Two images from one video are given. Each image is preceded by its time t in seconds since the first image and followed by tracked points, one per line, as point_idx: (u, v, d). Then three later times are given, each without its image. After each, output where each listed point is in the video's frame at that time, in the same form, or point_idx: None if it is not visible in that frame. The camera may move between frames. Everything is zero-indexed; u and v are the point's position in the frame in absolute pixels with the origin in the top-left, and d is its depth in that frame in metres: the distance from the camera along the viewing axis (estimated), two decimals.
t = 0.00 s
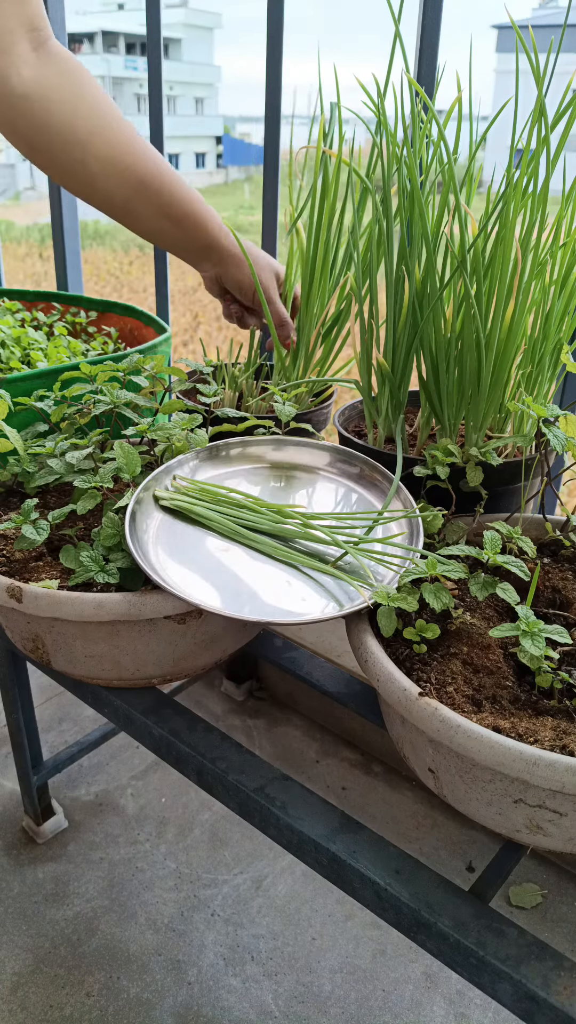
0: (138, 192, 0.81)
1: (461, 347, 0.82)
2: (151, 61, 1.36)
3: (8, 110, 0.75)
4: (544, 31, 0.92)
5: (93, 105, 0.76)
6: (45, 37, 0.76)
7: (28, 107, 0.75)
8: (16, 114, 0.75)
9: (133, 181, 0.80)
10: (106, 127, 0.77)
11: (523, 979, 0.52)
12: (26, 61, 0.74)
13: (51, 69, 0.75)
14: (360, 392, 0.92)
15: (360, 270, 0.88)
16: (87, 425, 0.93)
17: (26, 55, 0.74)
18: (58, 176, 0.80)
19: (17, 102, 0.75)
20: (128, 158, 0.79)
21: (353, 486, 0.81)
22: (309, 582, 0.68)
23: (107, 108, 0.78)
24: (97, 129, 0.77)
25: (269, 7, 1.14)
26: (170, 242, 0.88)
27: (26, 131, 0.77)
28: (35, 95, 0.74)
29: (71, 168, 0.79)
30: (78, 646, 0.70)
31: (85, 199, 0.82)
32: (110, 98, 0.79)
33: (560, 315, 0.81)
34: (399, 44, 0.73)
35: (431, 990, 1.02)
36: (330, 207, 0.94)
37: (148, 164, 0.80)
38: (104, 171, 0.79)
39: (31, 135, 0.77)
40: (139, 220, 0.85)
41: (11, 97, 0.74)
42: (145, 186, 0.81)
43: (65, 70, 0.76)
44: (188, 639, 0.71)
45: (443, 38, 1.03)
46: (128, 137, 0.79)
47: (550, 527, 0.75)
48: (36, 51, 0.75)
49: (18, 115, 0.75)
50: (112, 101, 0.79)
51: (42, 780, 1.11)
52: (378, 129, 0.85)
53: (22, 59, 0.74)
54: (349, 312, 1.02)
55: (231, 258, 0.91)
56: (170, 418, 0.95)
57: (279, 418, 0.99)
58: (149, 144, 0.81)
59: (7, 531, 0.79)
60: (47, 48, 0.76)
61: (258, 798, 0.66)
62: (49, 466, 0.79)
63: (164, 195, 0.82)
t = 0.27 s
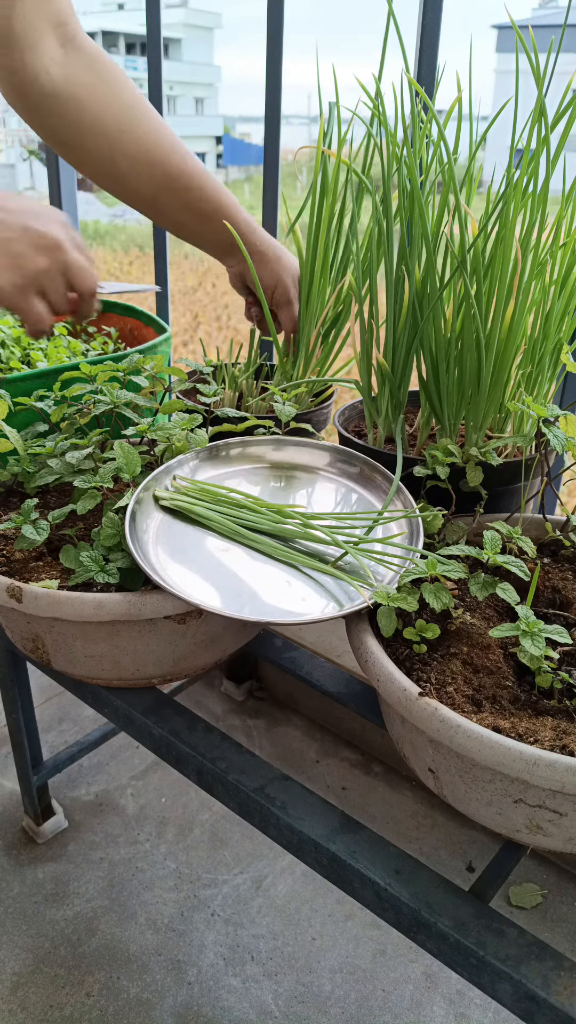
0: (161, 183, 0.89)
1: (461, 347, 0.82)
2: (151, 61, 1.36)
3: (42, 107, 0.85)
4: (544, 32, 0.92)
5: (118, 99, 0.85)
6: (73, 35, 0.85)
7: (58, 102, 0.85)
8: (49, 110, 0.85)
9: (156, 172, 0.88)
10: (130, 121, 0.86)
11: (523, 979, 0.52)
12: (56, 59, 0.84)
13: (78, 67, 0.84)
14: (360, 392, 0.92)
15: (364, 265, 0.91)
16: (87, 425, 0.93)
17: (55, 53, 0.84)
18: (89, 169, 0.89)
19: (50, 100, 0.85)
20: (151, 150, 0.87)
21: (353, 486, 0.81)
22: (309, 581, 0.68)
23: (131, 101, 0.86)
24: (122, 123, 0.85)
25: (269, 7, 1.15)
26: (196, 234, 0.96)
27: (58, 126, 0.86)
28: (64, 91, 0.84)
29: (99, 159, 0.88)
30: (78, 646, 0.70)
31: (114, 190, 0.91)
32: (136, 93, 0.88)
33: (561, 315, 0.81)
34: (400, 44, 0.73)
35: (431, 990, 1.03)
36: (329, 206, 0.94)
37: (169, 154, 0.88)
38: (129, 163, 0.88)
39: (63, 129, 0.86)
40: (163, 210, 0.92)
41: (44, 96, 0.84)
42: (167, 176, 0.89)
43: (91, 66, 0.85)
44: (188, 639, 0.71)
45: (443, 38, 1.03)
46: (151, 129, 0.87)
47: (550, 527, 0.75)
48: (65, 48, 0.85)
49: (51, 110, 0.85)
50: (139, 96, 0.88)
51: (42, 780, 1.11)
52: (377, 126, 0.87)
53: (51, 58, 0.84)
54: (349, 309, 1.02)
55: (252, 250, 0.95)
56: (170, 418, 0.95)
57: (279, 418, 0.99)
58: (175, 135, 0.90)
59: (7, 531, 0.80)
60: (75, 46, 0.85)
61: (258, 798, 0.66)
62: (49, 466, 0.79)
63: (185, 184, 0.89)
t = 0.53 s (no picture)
0: (168, 178, 0.93)
1: (461, 347, 0.82)
2: (151, 60, 1.37)
3: (54, 105, 0.90)
4: (544, 32, 0.92)
5: (125, 97, 0.89)
6: (82, 33, 0.89)
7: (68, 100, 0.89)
8: (60, 108, 0.90)
9: (163, 168, 0.92)
10: (136, 118, 0.90)
11: (523, 979, 0.52)
12: (66, 59, 0.88)
13: (87, 65, 0.89)
14: (360, 392, 0.92)
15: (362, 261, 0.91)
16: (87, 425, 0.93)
17: (65, 52, 0.88)
18: (101, 165, 0.94)
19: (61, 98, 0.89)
20: (158, 146, 0.91)
21: (353, 486, 0.81)
22: (309, 581, 0.68)
23: (139, 98, 0.90)
24: (129, 120, 0.90)
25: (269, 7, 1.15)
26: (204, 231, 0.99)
27: (69, 122, 0.91)
28: (73, 89, 0.88)
29: (108, 156, 0.93)
30: (78, 646, 0.70)
31: (124, 186, 0.96)
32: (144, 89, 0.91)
33: (561, 315, 0.81)
34: (400, 45, 0.73)
35: (431, 990, 1.02)
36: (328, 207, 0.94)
37: (176, 149, 0.91)
38: (137, 159, 0.92)
39: (74, 125, 0.91)
40: (170, 205, 0.96)
41: (56, 94, 0.89)
42: (174, 171, 0.92)
43: (100, 64, 0.89)
44: (188, 640, 0.71)
45: (443, 39, 1.03)
46: (158, 125, 0.91)
47: (550, 527, 0.75)
48: (75, 47, 0.89)
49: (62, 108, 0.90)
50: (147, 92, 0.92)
51: (42, 780, 1.11)
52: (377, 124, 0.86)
53: (62, 57, 0.88)
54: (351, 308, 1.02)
55: (256, 243, 0.97)
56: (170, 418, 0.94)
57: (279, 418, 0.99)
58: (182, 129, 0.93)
59: (7, 530, 0.79)
60: (85, 45, 0.89)
61: (258, 798, 0.66)
62: (49, 466, 0.79)
63: (191, 179, 0.93)
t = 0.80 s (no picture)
0: (171, 179, 0.93)
1: (461, 347, 0.82)
2: (151, 60, 1.37)
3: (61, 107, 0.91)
4: (544, 32, 0.92)
5: (129, 98, 0.89)
6: (87, 34, 0.89)
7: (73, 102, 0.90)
8: (65, 110, 0.91)
9: (166, 169, 0.92)
10: (140, 119, 0.90)
11: (523, 979, 0.52)
12: (70, 60, 0.88)
13: (91, 67, 0.89)
14: (360, 392, 0.92)
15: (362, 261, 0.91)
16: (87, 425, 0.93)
17: (70, 53, 0.88)
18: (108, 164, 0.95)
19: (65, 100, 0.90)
20: (161, 147, 0.91)
21: (353, 486, 0.81)
22: (310, 581, 0.68)
23: (142, 98, 0.90)
24: (131, 121, 0.89)
25: (269, 7, 1.15)
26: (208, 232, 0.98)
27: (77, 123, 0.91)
28: (77, 90, 0.89)
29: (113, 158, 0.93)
30: (78, 646, 0.70)
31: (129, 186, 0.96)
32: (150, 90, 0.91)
33: (561, 315, 0.81)
34: (399, 45, 0.73)
35: (431, 990, 1.02)
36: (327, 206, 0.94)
37: (179, 150, 0.91)
38: (141, 160, 0.92)
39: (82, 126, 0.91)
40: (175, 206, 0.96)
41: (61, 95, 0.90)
42: (177, 172, 0.92)
43: (105, 65, 0.89)
44: (188, 639, 0.71)
45: (443, 39, 1.03)
46: (162, 126, 0.90)
47: (550, 527, 0.75)
48: (80, 48, 0.89)
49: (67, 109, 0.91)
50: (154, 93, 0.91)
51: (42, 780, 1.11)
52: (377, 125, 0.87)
53: (66, 58, 0.88)
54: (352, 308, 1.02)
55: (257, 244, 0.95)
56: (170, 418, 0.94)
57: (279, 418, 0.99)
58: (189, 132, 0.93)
59: (7, 530, 0.79)
60: (90, 47, 0.89)
61: (258, 798, 0.66)
62: (49, 466, 0.79)
63: (193, 180, 0.92)
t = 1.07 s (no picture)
0: (171, 179, 0.93)
1: (461, 347, 0.82)
2: (151, 60, 1.38)
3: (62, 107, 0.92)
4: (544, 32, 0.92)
5: (130, 97, 0.90)
6: (89, 34, 0.90)
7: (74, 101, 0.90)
8: (66, 109, 0.91)
9: (167, 167, 0.92)
10: (140, 119, 0.90)
11: (523, 979, 0.52)
12: (72, 60, 0.89)
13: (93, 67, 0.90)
14: (360, 392, 0.92)
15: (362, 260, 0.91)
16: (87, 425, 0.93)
17: (72, 53, 0.89)
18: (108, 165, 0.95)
19: (66, 99, 0.90)
20: (162, 145, 0.91)
21: (353, 486, 0.81)
22: (310, 581, 0.68)
23: (143, 98, 0.90)
24: (131, 121, 0.90)
25: (269, 7, 1.15)
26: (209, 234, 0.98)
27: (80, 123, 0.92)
28: (79, 90, 0.90)
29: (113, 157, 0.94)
30: (78, 646, 0.70)
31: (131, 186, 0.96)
32: (152, 90, 0.92)
33: (561, 315, 0.81)
34: (399, 45, 0.73)
35: (431, 990, 1.02)
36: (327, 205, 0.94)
37: (179, 149, 0.91)
38: (141, 159, 0.92)
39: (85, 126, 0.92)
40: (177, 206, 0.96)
41: (62, 95, 0.90)
42: (177, 171, 0.92)
43: (106, 65, 0.90)
44: (188, 640, 0.71)
45: (443, 39, 1.03)
46: (162, 126, 0.91)
47: (550, 527, 0.75)
48: (82, 48, 0.89)
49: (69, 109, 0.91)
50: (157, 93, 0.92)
51: (42, 780, 1.11)
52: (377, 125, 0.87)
53: (68, 58, 0.89)
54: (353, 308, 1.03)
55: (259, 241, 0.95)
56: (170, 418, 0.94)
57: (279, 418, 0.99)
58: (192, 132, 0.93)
59: (7, 530, 0.79)
60: (92, 48, 0.90)
61: (258, 798, 0.66)
62: (49, 466, 0.79)
63: (193, 180, 0.92)
